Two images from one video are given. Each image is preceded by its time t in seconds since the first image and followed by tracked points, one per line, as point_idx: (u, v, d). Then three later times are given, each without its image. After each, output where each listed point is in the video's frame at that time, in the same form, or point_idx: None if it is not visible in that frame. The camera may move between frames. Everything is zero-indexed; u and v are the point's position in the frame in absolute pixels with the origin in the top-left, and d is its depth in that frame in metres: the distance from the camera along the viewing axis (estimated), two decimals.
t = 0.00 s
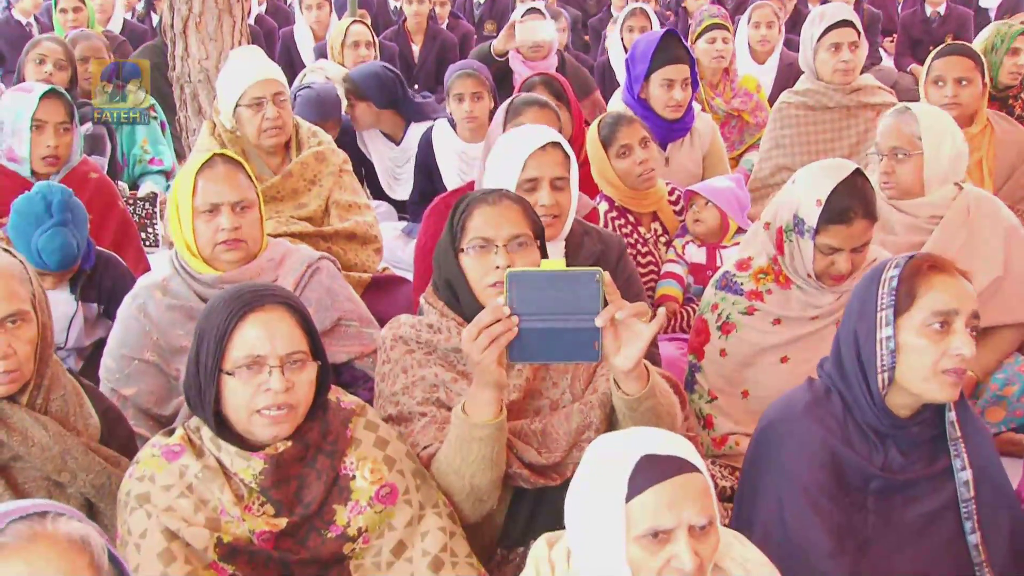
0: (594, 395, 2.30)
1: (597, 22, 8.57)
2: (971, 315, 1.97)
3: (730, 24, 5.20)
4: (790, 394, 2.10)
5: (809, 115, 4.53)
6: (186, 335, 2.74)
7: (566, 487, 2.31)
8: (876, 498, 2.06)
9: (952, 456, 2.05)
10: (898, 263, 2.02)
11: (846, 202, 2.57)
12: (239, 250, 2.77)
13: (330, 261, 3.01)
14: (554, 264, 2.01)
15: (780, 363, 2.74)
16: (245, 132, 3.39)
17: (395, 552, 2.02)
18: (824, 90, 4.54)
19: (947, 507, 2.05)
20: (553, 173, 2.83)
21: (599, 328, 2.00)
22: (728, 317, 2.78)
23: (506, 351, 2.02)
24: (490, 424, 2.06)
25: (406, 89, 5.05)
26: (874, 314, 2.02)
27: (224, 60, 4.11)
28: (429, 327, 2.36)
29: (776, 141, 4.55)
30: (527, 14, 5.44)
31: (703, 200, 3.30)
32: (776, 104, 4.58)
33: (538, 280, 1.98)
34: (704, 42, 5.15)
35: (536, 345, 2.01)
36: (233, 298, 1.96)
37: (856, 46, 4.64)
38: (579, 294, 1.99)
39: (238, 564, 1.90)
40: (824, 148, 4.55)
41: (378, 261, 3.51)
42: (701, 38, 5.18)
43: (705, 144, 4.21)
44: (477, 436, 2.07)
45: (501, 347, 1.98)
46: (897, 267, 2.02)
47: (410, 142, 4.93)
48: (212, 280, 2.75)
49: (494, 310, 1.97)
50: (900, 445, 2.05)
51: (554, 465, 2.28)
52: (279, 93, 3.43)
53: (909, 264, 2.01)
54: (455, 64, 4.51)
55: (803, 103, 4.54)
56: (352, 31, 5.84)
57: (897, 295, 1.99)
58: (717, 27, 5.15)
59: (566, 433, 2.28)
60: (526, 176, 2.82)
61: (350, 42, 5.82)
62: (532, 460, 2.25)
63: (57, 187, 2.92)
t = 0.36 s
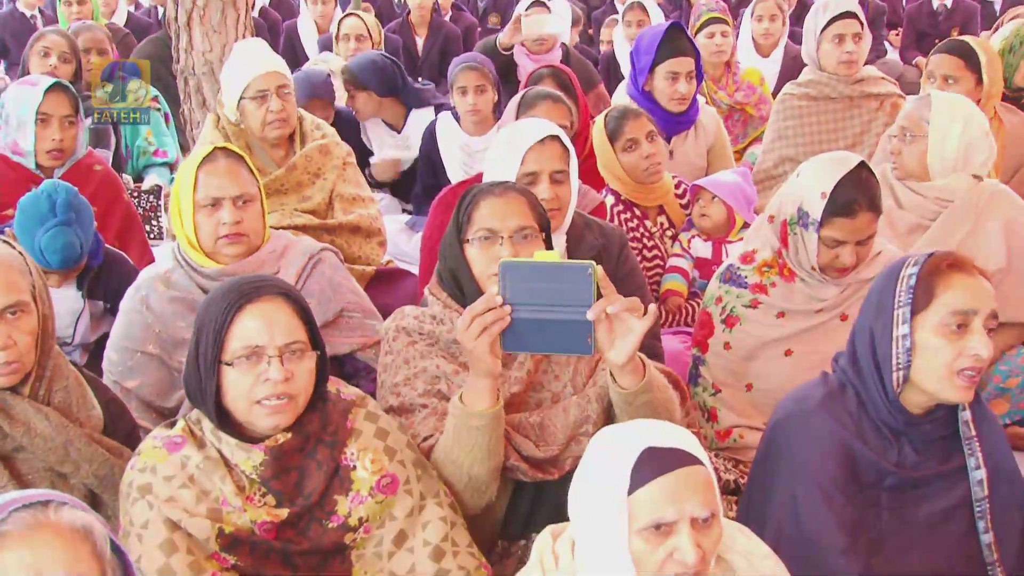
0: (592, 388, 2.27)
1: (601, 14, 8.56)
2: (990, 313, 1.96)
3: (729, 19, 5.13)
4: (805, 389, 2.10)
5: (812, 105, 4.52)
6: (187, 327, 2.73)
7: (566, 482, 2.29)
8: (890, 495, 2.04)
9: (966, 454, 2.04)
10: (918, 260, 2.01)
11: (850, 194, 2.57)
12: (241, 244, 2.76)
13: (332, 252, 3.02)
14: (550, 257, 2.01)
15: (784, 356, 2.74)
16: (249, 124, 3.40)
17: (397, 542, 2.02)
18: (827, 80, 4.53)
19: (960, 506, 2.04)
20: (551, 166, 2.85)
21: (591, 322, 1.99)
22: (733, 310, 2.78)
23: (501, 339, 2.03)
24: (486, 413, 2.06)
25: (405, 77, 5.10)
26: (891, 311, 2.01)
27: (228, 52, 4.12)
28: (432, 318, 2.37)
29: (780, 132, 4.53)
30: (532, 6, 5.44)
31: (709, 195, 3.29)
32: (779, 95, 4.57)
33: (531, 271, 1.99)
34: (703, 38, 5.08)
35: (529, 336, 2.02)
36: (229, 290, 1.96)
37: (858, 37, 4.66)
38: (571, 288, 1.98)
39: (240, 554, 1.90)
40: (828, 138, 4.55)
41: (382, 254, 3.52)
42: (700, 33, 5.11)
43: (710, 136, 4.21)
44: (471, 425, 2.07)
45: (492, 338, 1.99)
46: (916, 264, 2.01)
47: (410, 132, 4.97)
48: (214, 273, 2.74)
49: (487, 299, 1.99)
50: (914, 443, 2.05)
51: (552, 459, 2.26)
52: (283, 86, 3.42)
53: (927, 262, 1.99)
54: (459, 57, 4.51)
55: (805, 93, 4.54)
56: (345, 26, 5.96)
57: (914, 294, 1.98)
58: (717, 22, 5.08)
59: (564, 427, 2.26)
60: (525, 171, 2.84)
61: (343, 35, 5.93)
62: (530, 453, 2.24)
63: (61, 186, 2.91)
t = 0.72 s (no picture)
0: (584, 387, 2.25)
1: (608, 7, 8.55)
2: (971, 310, 1.93)
3: (733, 14, 5.18)
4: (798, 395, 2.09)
5: (818, 97, 4.54)
6: (194, 322, 2.75)
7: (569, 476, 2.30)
8: (888, 501, 2.04)
9: (964, 452, 2.03)
10: (892, 264, 2.00)
11: (857, 189, 2.56)
12: (245, 238, 2.76)
13: (338, 246, 3.02)
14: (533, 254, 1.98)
15: (789, 351, 2.73)
16: (256, 117, 3.40)
17: (405, 531, 2.02)
18: (833, 73, 4.53)
19: (961, 506, 2.03)
20: (558, 159, 2.85)
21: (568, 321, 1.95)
22: (740, 304, 2.77)
23: (484, 333, 2.03)
24: (475, 407, 2.08)
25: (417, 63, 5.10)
26: (870, 315, 2.00)
27: (235, 45, 4.12)
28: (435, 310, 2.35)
29: (786, 125, 4.57)
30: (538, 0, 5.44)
31: (716, 189, 3.28)
32: (786, 88, 4.60)
33: (510, 268, 1.97)
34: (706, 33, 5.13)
35: (514, 331, 2.02)
36: (237, 281, 1.96)
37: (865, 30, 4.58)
38: (550, 287, 1.94)
39: (247, 543, 1.91)
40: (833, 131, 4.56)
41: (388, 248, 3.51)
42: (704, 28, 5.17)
43: (717, 130, 4.21)
44: (464, 420, 2.09)
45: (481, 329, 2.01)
46: (892, 267, 1.99)
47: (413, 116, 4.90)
48: (218, 268, 2.75)
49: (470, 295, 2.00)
50: (911, 444, 2.03)
51: (545, 458, 2.25)
52: (291, 79, 3.42)
53: (903, 264, 1.98)
54: (466, 52, 4.51)
55: (812, 86, 4.55)
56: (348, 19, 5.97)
57: (890, 298, 1.97)
58: (720, 18, 5.14)
59: (556, 427, 2.24)
60: (531, 164, 2.84)
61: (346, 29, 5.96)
62: (523, 451, 2.23)
63: (66, 183, 2.92)
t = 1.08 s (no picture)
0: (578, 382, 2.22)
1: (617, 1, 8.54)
2: (938, 318, 1.94)
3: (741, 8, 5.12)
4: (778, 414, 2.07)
5: (831, 94, 4.52)
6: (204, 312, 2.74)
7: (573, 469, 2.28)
8: (874, 514, 2.03)
9: (951, 453, 2.00)
10: (855, 274, 2.01)
11: (866, 184, 2.57)
12: (258, 230, 2.77)
13: (349, 240, 3.02)
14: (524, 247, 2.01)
15: (798, 346, 2.73)
16: (265, 110, 3.40)
17: (412, 526, 2.03)
18: (846, 70, 4.51)
19: (950, 510, 2.00)
20: (565, 154, 2.84)
21: (548, 315, 1.97)
22: (747, 299, 2.76)
23: (478, 321, 2.05)
24: (472, 394, 2.09)
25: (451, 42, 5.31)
26: (836, 330, 2.02)
27: (243, 38, 4.12)
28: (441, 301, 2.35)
29: (796, 122, 4.55)
30: None
31: (721, 183, 3.30)
32: (797, 84, 4.58)
33: (499, 257, 2.00)
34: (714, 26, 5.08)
35: (500, 321, 2.04)
36: (245, 274, 1.97)
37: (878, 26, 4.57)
38: (533, 279, 1.97)
39: (255, 536, 1.92)
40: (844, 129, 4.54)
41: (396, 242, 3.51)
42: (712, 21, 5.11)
43: (725, 124, 4.22)
44: (458, 407, 2.10)
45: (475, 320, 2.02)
46: (853, 279, 2.01)
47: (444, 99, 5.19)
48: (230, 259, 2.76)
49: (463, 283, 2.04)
50: (896, 449, 2.03)
51: (541, 453, 2.22)
52: (299, 73, 3.41)
53: (865, 275, 1.99)
54: (475, 45, 4.51)
55: (825, 83, 4.52)
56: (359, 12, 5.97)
57: (854, 313, 1.98)
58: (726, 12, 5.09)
59: (551, 421, 2.21)
60: (539, 158, 2.84)
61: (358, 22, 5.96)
62: (519, 444, 2.20)
63: (68, 172, 2.92)
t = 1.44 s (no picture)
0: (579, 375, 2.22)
1: None
2: (939, 309, 1.94)
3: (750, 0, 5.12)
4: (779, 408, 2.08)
5: (846, 91, 4.51)
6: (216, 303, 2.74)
7: (578, 462, 2.29)
8: (877, 506, 2.02)
9: (955, 446, 1.99)
10: (854, 266, 2.03)
11: (875, 177, 2.56)
12: (272, 223, 2.78)
13: (361, 234, 3.02)
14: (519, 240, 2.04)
15: (808, 339, 2.72)
16: (275, 104, 3.41)
17: (418, 520, 2.03)
18: (863, 68, 4.50)
19: (955, 501, 1.99)
20: (573, 147, 2.84)
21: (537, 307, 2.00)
22: (757, 293, 2.76)
23: (479, 312, 2.09)
24: (473, 384, 2.10)
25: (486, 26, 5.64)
26: (837, 323, 2.03)
27: (254, 32, 4.13)
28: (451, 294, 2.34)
29: (810, 118, 4.55)
30: None
31: (726, 184, 3.28)
32: (812, 79, 4.56)
33: (494, 249, 2.03)
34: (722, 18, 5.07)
35: (495, 313, 2.07)
36: (244, 271, 1.97)
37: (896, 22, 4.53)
38: (524, 271, 2.00)
39: (261, 533, 1.93)
40: (858, 125, 4.55)
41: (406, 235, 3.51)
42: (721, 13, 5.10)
43: (735, 119, 4.22)
44: (461, 399, 2.11)
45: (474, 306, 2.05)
46: (854, 270, 2.02)
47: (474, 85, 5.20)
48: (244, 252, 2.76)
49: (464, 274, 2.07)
50: (900, 441, 2.03)
51: (543, 445, 2.21)
52: (310, 66, 3.42)
53: (864, 268, 2.00)
54: (485, 38, 4.51)
55: (841, 79, 4.51)
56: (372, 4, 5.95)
57: (854, 302, 2.00)
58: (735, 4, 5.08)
59: (551, 413, 2.20)
60: (547, 150, 2.83)
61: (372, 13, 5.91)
62: (520, 438, 2.19)
63: (70, 162, 2.94)
